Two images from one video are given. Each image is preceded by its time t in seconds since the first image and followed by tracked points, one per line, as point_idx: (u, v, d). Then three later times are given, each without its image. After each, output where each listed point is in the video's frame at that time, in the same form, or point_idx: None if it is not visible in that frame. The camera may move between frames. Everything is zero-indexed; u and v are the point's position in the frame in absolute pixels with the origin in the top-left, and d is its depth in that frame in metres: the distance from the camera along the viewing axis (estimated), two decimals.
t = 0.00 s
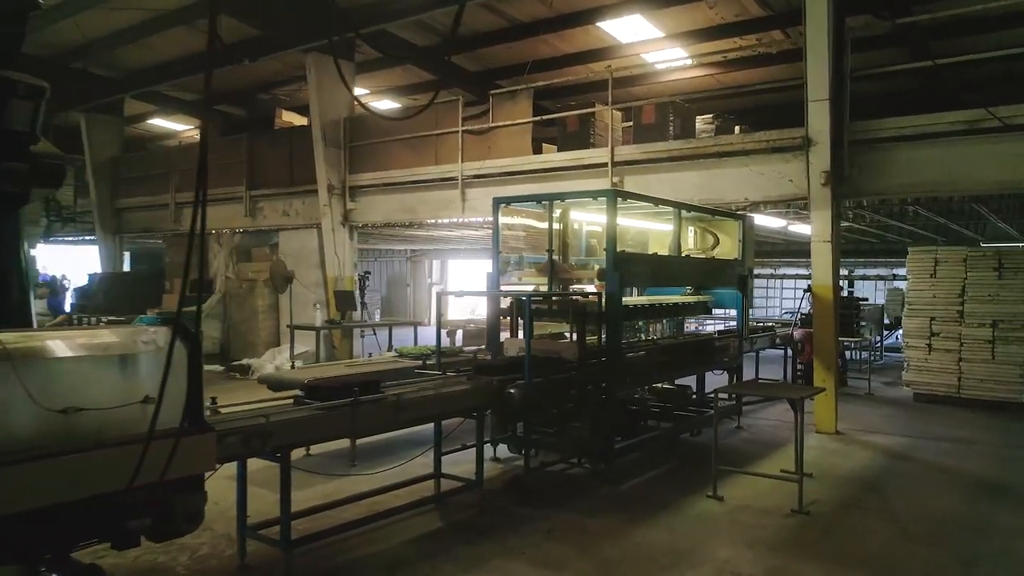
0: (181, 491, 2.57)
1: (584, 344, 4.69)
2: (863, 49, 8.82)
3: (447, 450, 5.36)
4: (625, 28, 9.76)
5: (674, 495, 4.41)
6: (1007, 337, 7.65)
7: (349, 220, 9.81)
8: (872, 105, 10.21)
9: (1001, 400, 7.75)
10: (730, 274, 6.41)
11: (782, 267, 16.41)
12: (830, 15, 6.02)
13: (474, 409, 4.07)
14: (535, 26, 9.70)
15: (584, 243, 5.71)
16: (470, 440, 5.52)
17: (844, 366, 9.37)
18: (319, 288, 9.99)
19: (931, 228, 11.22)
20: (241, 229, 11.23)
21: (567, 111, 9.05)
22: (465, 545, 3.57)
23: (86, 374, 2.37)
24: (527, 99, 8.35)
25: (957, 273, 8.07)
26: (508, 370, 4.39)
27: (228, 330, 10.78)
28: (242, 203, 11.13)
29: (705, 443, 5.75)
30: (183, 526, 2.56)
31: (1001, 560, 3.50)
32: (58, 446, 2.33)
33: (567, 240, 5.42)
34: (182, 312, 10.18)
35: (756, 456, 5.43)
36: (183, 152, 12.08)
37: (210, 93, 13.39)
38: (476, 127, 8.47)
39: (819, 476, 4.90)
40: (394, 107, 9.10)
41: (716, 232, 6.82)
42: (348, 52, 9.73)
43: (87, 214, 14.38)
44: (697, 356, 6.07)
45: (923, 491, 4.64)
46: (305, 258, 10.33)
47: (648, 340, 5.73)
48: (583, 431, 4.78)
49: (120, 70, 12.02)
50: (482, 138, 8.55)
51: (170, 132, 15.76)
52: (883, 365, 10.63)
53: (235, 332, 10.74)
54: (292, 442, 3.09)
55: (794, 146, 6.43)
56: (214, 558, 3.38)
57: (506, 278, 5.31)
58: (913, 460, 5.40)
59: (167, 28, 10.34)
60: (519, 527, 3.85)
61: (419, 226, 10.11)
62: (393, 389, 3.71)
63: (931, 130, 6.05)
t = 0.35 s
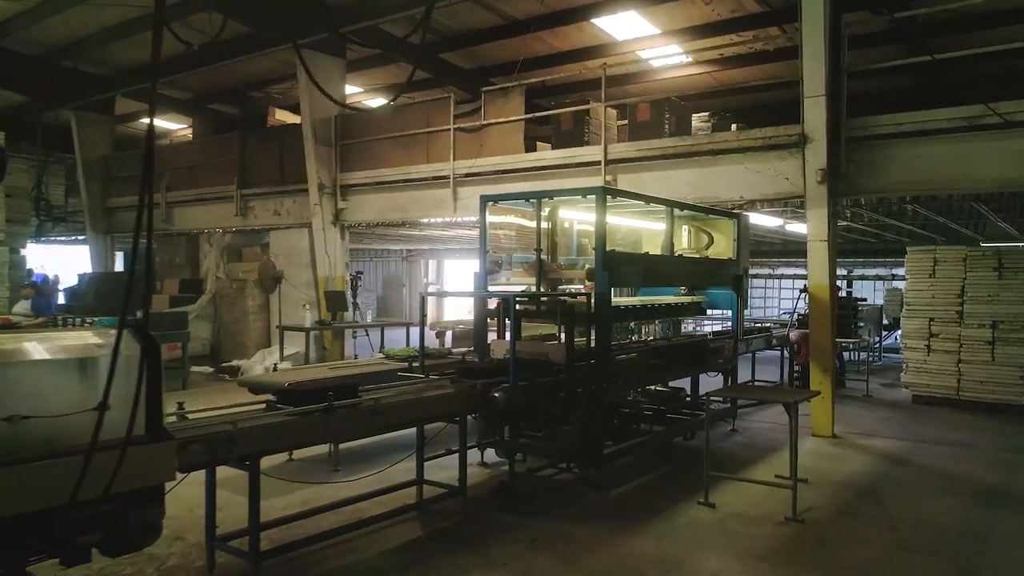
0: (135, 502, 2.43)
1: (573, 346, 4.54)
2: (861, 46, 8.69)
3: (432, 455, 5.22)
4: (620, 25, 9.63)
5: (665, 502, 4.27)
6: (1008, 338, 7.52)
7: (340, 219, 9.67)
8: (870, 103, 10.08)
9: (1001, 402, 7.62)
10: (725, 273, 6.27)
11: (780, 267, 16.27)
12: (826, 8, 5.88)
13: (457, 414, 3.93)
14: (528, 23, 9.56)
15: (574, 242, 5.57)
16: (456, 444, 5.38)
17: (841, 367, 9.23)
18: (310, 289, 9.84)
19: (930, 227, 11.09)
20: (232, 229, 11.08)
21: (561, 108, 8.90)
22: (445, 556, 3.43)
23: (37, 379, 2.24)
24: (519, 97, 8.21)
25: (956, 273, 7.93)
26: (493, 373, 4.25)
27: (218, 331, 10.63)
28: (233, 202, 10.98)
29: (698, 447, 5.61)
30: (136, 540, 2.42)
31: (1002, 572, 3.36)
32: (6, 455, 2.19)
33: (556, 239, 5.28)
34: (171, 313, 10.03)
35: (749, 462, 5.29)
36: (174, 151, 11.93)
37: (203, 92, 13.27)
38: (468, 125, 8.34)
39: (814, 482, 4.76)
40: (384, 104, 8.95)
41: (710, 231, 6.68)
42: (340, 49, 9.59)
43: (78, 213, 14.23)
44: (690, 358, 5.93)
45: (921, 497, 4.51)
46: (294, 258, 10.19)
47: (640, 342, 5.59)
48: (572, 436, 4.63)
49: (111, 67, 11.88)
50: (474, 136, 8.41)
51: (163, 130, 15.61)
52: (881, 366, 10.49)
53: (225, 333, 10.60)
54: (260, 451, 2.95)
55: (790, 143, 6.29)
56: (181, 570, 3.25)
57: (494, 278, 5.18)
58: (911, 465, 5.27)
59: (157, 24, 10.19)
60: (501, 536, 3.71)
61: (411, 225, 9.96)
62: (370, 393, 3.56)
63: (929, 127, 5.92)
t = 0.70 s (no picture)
0: (84, 515, 2.32)
1: (560, 347, 4.41)
2: (858, 42, 8.55)
3: (416, 459, 5.06)
4: (616, 22, 9.49)
5: (654, 509, 4.13)
6: (1008, 339, 7.39)
7: (330, 218, 9.52)
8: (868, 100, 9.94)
9: (1000, 403, 7.48)
10: (718, 273, 6.14)
11: (778, 267, 16.12)
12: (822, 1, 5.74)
13: (437, 418, 3.80)
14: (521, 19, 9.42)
15: (562, 241, 5.41)
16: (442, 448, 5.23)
17: (839, 368, 9.08)
18: (300, 289, 9.70)
19: (929, 226, 10.95)
20: (222, 228, 10.93)
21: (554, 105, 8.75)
22: (421, 568, 3.29)
23: None
24: (510, 93, 8.06)
25: (956, 272, 7.78)
26: (476, 375, 4.12)
27: (207, 331, 10.49)
28: (222, 201, 10.83)
29: (691, 451, 5.47)
30: (83, 557, 2.31)
31: None
32: None
33: (544, 238, 5.13)
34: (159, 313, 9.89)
35: (743, 467, 5.15)
36: (164, 149, 11.77)
37: (194, 90, 13.14)
38: (459, 122, 8.19)
39: (809, 487, 4.62)
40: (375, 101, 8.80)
41: (704, 230, 6.50)
42: (331, 45, 9.45)
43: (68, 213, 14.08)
44: (683, 360, 5.79)
45: (919, 503, 4.37)
46: (285, 258, 10.05)
47: (630, 343, 5.45)
48: (559, 440, 4.50)
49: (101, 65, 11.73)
50: (465, 133, 8.27)
51: (155, 129, 15.46)
52: (880, 367, 10.35)
53: (214, 334, 10.46)
54: (222, 458, 2.81)
55: (785, 140, 6.15)
56: None
57: (480, 278, 5.04)
58: (909, 469, 5.13)
59: (146, 21, 10.06)
60: (482, 545, 3.57)
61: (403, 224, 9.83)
62: (343, 397, 3.42)
63: (927, 122, 5.78)
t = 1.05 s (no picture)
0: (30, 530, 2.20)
1: (547, 349, 4.26)
2: (857, 38, 8.41)
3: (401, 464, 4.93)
4: (611, 18, 9.36)
5: (643, 517, 3.99)
6: (1008, 340, 7.27)
7: (321, 218, 9.39)
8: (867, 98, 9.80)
9: (1000, 406, 7.36)
10: (712, 272, 5.99)
11: (777, 267, 16.01)
12: None
13: (417, 423, 3.66)
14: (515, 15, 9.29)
15: (551, 240, 5.28)
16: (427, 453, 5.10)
17: (836, 370, 8.95)
18: (290, 290, 9.57)
19: (929, 225, 10.82)
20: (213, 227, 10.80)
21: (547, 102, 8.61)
22: None
23: None
24: (502, 90, 7.95)
25: (955, 272, 7.65)
26: (459, 378, 3.98)
27: (197, 332, 10.36)
28: (213, 200, 10.69)
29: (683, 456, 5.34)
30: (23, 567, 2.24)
31: None
32: None
33: (531, 237, 4.99)
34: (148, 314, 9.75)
35: (736, 472, 5.01)
36: (154, 148, 11.63)
37: (186, 88, 13.01)
38: (449, 119, 8.06)
39: (803, 494, 4.49)
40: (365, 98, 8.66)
41: (697, 229, 6.35)
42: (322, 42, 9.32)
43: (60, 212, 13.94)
44: (675, 362, 5.67)
45: (918, 510, 4.24)
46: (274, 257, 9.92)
47: (621, 344, 5.32)
48: (546, 445, 4.36)
49: (91, 62, 11.60)
50: (456, 130, 8.14)
51: (149, 127, 15.32)
52: (878, 368, 10.22)
53: (204, 334, 10.33)
54: (183, 468, 2.67)
55: (780, 136, 6.02)
56: None
57: (466, 278, 4.91)
58: (906, 474, 5.00)
59: (136, 17, 9.93)
60: (462, 556, 3.44)
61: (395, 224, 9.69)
62: (316, 402, 3.28)
63: (926, 118, 5.65)
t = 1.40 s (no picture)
0: None
1: (530, 352, 4.10)
2: (855, 33, 8.26)
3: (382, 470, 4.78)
4: (605, 14, 9.20)
5: (630, 526, 3.85)
6: (1008, 341, 7.12)
7: (310, 217, 9.24)
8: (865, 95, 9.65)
9: (1000, 409, 7.21)
10: (705, 272, 5.84)
11: (774, 266, 15.87)
12: None
13: (393, 429, 3.51)
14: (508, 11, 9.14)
15: (537, 238, 5.12)
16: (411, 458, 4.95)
17: (833, 371, 8.80)
18: (278, 290, 9.41)
19: (928, 224, 10.68)
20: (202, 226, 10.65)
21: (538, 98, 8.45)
22: None
23: None
24: (492, 86, 7.78)
25: (954, 272, 7.51)
26: (438, 382, 3.83)
27: (185, 333, 10.21)
28: (202, 199, 10.54)
29: (674, 461, 5.19)
30: None
31: None
32: None
33: (516, 235, 4.83)
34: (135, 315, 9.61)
35: (728, 477, 4.86)
36: (144, 146, 11.48)
37: (177, 86, 12.87)
38: (439, 116, 7.91)
39: (797, 501, 4.34)
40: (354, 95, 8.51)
41: (690, 227, 6.19)
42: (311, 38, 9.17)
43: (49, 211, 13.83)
44: (667, 364, 5.51)
45: (915, 518, 4.09)
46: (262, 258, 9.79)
47: (611, 346, 5.17)
48: (530, 452, 4.21)
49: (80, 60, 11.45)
50: (445, 127, 8.00)
51: (141, 126, 15.18)
52: (876, 369, 10.07)
53: (192, 336, 10.19)
54: (136, 478, 2.52)
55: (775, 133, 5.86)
56: None
57: (449, 277, 4.76)
58: (904, 480, 4.85)
59: (124, 14, 9.79)
60: (439, 568, 3.28)
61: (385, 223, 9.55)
62: (283, 408, 3.14)
63: (924, 114, 5.50)
